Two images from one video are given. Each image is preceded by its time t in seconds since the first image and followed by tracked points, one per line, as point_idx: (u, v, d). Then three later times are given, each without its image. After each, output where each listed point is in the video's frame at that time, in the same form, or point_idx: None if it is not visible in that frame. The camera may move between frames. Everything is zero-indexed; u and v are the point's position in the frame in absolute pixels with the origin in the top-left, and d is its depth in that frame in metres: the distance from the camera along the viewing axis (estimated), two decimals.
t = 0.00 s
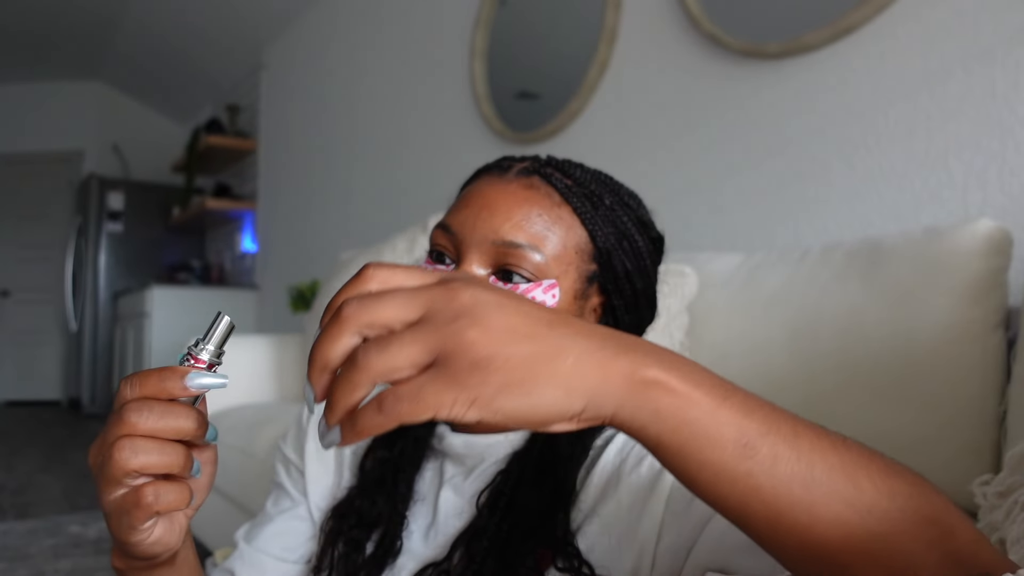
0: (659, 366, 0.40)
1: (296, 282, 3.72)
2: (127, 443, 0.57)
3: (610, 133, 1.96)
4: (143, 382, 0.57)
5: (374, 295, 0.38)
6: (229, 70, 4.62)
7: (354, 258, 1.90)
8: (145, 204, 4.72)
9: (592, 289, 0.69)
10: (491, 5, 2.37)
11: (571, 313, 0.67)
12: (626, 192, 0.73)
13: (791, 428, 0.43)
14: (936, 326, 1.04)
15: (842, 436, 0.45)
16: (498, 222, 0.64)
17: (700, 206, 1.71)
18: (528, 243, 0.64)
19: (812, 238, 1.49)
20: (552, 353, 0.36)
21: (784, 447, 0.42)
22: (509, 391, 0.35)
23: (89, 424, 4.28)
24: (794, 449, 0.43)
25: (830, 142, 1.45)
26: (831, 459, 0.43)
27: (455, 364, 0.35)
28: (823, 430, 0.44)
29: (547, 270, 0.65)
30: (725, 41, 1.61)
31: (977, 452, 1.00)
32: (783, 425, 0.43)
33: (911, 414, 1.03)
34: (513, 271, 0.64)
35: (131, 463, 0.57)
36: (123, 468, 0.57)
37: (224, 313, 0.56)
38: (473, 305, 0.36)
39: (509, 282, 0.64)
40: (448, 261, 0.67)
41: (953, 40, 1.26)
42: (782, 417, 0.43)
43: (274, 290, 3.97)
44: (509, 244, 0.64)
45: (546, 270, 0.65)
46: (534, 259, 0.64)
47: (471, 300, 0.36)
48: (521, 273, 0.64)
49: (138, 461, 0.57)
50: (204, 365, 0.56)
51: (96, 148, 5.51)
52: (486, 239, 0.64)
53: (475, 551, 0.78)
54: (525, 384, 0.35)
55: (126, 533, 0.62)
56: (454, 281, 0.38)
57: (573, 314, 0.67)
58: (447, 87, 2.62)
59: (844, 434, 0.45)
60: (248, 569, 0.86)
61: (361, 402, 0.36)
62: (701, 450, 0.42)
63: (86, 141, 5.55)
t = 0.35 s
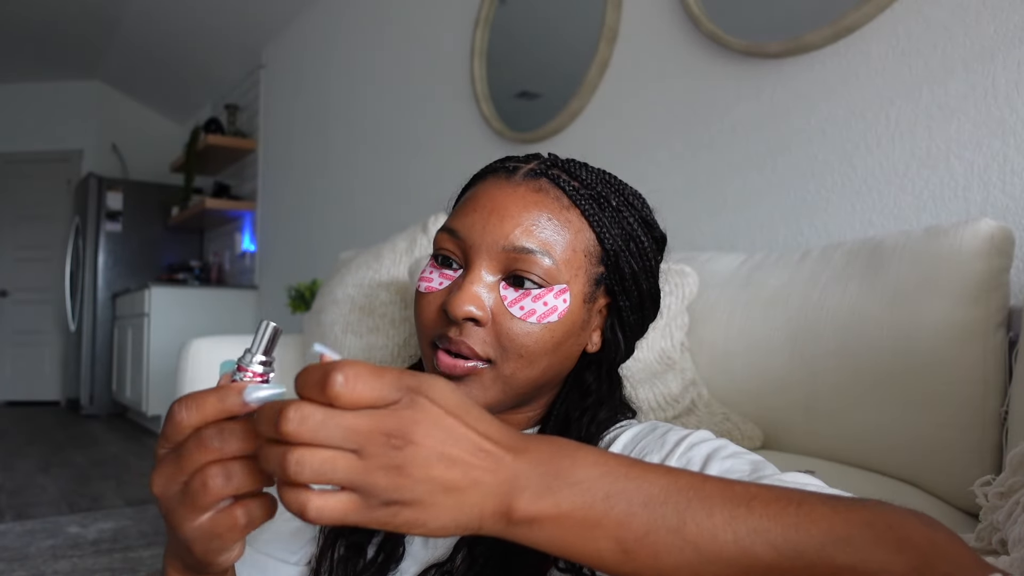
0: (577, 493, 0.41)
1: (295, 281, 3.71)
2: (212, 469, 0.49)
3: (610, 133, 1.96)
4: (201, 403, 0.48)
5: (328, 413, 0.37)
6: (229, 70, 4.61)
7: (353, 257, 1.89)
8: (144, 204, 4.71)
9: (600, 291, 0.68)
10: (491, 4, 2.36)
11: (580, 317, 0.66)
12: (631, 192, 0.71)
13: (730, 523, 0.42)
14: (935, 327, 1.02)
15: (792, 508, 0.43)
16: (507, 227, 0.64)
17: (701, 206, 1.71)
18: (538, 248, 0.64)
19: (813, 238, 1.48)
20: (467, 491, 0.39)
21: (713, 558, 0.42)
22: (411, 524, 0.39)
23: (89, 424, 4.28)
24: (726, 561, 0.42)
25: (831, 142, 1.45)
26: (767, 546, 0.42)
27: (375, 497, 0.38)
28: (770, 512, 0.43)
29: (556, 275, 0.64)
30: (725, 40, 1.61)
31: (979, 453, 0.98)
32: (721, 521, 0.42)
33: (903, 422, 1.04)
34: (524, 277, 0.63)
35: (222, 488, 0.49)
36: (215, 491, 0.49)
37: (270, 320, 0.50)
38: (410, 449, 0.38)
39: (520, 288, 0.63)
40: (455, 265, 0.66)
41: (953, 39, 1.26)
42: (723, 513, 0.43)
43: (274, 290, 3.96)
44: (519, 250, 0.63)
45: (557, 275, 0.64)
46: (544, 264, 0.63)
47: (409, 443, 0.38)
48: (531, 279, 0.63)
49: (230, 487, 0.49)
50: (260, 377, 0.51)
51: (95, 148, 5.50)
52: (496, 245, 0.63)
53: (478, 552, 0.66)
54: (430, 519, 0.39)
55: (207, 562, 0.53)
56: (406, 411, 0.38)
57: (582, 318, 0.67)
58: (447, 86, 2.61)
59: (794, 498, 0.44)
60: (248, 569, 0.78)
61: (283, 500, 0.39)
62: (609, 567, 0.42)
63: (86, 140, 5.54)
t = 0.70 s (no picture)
0: (571, 498, 0.40)
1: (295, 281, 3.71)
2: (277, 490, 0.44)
3: (609, 133, 1.96)
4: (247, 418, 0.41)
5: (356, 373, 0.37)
6: (229, 69, 4.61)
7: (354, 258, 1.89)
8: (144, 204, 4.71)
9: (600, 291, 0.68)
10: (491, 4, 2.36)
11: (581, 318, 0.66)
12: (628, 189, 0.70)
13: (724, 531, 0.41)
14: (935, 327, 1.02)
15: (789, 514, 0.41)
16: (508, 230, 0.63)
17: (700, 206, 1.71)
18: (540, 252, 0.63)
19: (812, 239, 1.48)
20: (468, 489, 0.37)
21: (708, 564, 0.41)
22: (410, 508, 0.37)
23: (88, 424, 4.28)
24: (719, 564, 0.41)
25: (831, 143, 1.45)
26: (758, 554, 0.41)
27: (380, 471, 0.37)
28: (767, 519, 0.41)
29: (558, 278, 0.64)
30: (724, 40, 1.61)
31: (979, 452, 0.98)
32: (714, 529, 0.41)
33: (903, 422, 1.04)
34: (525, 282, 0.63)
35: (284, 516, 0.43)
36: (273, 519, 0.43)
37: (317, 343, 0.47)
38: (429, 435, 0.36)
39: (523, 293, 0.63)
40: (456, 270, 0.65)
41: (954, 39, 1.26)
42: (717, 519, 0.41)
43: (274, 290, 3.96)
44: (521, 254, 0.63)
45: (558, 278, 0.64)
46: (546, 267, 0.63)
47: (429, 429, 0.36)
48: (533, 283, 0.63)
49: (299, 511, 0.43)
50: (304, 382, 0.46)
51: (95, 148, 5.51)
52: (496, 249, 0.63)
53: (480, 550, 0.65)
54: (428, 507, 0.37)
55: None
56: (430, 394, 0.37)
57: (583, 318, 0.67)
58: (447, 87, 2.61)
59: (793, 502, 0.42)
60: None
61: (289, 442, 0.38)
62: (601, 567, 0.41)
63: (86, 141, 5.54)
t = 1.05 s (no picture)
0: (569, 516, 0.40)
1: (295, 281, 3.71)
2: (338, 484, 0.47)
3: (609, 133, 1.96)
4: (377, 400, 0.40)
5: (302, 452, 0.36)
6: (229, 69, 4.61)
7: (354, 258, 1.89)
8: (144, 204, 4.70)
9: (598, 291, 0.68)
10: (491, 4, 2.36)
11: (581, 319, 0.67)
12: (621, 186, 0.70)
13: (727, 550, 0.41)
14: (936, 328, 1.02)
15: (793, 530, 0.41)
16: (505, 240, 0.63)
17: (700, 206, 1.71)
18: (539, 261, 0.63)
19: (813, 239, 1.48)
20: (450, 525, 0.39)
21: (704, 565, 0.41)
22: (396, 541, 0.40)
23: (89, 424, 4.28)
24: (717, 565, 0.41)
25: (831, 142, 1.45)
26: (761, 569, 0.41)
27: (357, 516, 0.39)
28: (770, 535, 0.41)
29: (557, 284, 0.64)
30: (724, 40, 1.61)
31: (979, 452, 0.98)
32: (718, 547, 0.41)
33: (902, 425, 1.04)
34: (525, 290, 0.63)
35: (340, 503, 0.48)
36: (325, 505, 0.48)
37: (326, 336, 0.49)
38: (391, 497, 0.37)
39: (524, 301, 0.63)
40: (455, 281, 0.65)
41: (954, 39, 1.26)
42: (720, 538, 0.41)
43: (274, 290, 3.97)
44: (519, 264, 0.63)
45: (557, 284, 0.64)
46: (544, 275, 0.63)
47: (389, 494, 0.37)
48: (533, 290, 0.63)
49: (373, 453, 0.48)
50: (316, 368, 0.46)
51: (95, 148, 5.51)
52: (495, 260, 0.63)
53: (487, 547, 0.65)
54: (412, 542, 0.39)
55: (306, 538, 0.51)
56: (384, 466, 0.36)
57: (583, 319, 0.67)
58: (446, 87, 2.61)
59: (798, 515, 0.42)
60: None
61: (278, 483, 0.42)
62: None
63: (86, 141, 5.55)
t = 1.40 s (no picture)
0: (567, 516, 0.40)
1: (295, 281, 3.71)
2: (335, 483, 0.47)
3: (609, 133, 1.96)
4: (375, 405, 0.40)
5: (297, 458, 0.37)
6: (229, 69, 4.61)
7: (354, 258, 1.89)
8: (144, 203, 4.70)
9: (596, 288, 0.68)
10: (491, 4, 2.36)
11: (579, 315, 0.66)
12: (616, 184, 0.70)
13: (724, 551, 0.41)
14: (935, 328, 1.02)
15: (790, 530, 0.41)
16: (501, 237, 0.63)
17: (700, 206, 1.71)
18: (532, 255, 0.63)
19: (812, 239, 1.48)
20: (446, 526, 0.39)
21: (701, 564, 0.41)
22: (395, 543, 0.40)
23: (89, 424, 4.28)
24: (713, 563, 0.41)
25: (831, 142, 1.45)
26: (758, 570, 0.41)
27: (355, 519, 0.40)
28: (766, 536, 0.41)
29: (553, 280, 0.64)
30: (724, 40, 1.61)
31: (979, 453, 0.98)
32: (714, 549, 0.41)
33: (901, 425, 1.04)
34: (522, 285, 0.63)
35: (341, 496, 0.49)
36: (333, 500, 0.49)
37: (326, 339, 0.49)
38: (386, 501, 0.37)
39: (519, 296, 0.63)
40: (451, 277, 0.65)
41: (954, 39, 1.26)
42: (717, 539, 0.41)
43: (274, 290, 3.97)
44: (513, 260, 0.63)
45: (553, 280, 0.64)
46: (540, 270, 0.63)
47: (384, 498, 0.37)
48: (528, 286, 0.63)
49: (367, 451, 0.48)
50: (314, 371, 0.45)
51: (95, 148, 5.51)
52: (490, 256, 0.63)
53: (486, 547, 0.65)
54: (409, 544, 0.40)
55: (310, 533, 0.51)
56: (376, 470, 0.37)
57: (581, 316, 0.67)
58: (447, 87, 2.61)
59: (795, 515, 0.41)
60: None
61: (281, 485, 0.42)
62: None
63: (86, 141, 5.55)
